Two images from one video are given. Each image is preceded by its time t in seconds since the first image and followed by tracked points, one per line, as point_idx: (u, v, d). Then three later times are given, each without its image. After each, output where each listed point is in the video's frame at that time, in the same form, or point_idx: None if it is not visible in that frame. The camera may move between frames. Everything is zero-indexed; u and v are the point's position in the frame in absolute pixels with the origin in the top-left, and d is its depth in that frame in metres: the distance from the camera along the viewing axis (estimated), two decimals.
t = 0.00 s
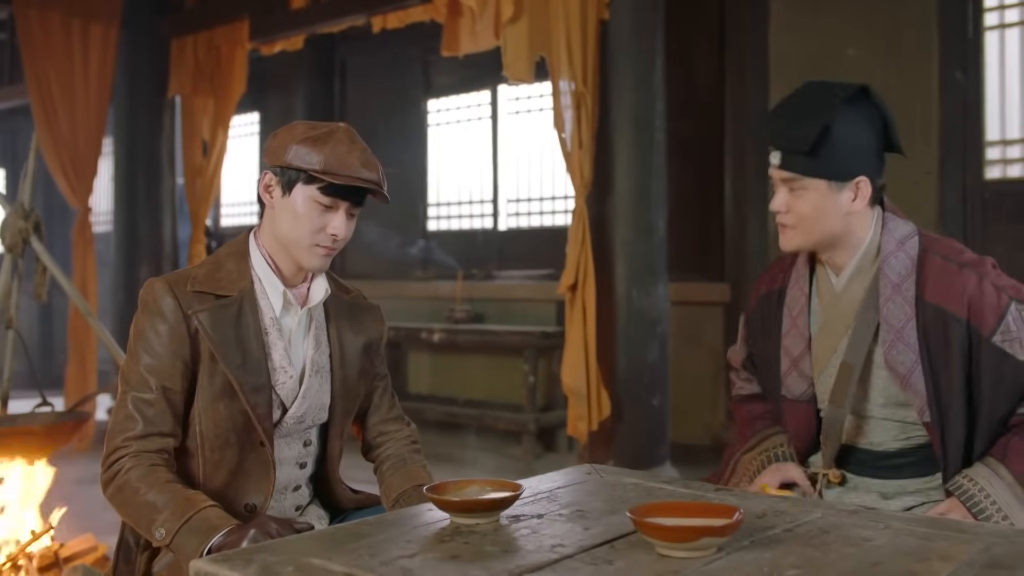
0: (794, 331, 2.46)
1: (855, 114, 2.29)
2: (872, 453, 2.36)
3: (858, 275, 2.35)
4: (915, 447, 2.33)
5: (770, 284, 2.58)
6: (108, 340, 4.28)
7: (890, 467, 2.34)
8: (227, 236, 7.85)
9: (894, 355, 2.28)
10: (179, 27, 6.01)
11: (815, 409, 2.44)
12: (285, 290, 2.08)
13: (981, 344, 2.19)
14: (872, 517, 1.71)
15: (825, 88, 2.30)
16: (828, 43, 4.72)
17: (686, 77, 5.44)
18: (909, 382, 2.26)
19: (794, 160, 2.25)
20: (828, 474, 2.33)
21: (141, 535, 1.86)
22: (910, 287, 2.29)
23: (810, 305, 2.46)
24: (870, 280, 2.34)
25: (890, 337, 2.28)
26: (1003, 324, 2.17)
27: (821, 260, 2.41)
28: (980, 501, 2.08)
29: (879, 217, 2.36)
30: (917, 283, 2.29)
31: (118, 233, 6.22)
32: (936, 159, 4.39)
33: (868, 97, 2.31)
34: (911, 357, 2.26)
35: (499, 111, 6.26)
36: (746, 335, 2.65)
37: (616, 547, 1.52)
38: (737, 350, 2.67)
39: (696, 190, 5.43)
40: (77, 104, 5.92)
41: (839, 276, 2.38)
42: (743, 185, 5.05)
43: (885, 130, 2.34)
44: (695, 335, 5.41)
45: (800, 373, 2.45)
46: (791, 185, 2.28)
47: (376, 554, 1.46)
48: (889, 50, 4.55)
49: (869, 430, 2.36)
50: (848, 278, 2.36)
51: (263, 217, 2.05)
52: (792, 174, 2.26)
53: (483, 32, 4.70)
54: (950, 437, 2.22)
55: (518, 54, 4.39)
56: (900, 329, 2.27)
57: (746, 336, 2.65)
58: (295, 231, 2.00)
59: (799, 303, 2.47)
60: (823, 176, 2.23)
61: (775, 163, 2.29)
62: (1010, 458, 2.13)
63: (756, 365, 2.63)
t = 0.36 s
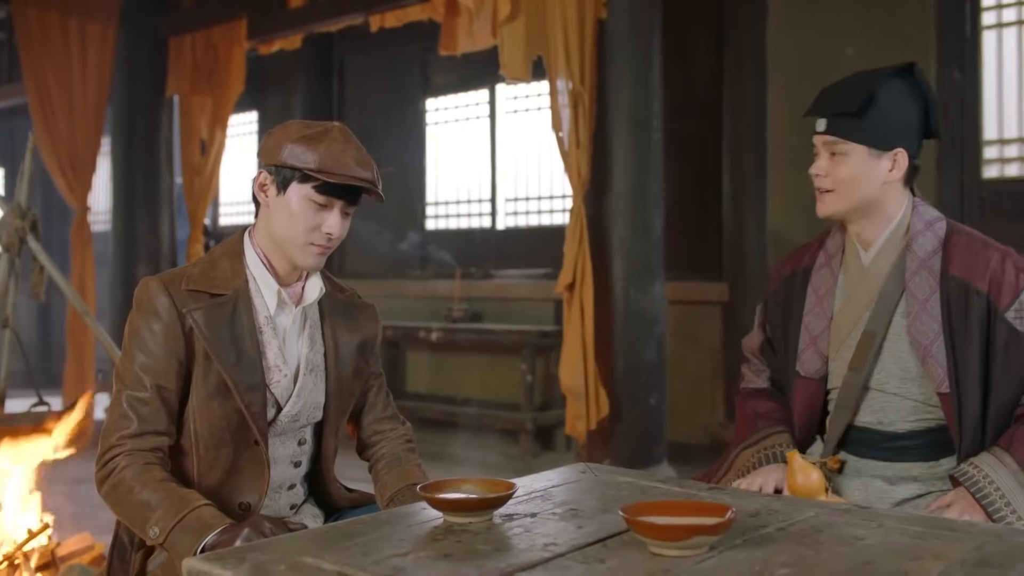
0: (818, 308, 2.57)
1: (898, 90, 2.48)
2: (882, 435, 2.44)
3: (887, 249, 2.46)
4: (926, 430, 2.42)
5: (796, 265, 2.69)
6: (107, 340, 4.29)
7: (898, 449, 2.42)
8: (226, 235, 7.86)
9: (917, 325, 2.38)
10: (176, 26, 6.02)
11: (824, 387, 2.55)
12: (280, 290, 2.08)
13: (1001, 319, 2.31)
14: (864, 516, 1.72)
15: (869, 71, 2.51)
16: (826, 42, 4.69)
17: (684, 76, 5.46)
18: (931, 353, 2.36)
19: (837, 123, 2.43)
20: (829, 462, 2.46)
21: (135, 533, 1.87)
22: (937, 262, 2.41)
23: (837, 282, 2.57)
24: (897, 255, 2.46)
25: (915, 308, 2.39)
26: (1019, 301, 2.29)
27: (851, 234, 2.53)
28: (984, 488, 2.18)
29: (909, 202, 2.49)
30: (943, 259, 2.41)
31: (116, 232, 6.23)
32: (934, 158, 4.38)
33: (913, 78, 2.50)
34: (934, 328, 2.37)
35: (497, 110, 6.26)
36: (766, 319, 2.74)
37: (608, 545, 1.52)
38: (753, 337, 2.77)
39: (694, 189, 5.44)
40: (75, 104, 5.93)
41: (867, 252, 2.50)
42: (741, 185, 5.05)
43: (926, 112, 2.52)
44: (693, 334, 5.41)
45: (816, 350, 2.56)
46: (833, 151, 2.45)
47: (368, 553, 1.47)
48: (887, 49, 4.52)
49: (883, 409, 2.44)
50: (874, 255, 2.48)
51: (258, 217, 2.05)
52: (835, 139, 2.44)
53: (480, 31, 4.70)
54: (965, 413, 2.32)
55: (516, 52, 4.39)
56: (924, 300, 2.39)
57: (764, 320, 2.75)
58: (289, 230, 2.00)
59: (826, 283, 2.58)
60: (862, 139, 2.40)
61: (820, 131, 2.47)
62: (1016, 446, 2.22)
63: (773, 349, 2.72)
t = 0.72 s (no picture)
0: (847, 301, 2.61)
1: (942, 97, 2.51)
2: (901, 426, 2.44)
3: (921, 249, 2.48)
4: (945, 428, 2.41)
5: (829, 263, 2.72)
6: (104, 340, 4.28)
7: (914, 442, 2.42)
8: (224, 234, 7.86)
9: (943, 322, 2.39)
10: (174, 25, 6.03)
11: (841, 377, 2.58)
12: (274, 288, 2.08)
13: (1018, 321, 2.27)
14: (859, 515, 1.72)
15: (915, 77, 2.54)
16: (824, 39, 4.74)
17: (681, 76, 5.45)
18: (952, 348, 2.37)
19: (882, 123, 2.46)
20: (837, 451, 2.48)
21: (130, 531, 1.87)
22: (968, 263, 2.41)
23: (868, 279, 2.60)
24: (931, 257, 2.47)
25: (942, 304, 2.41)
26: None
27: (888, 233, 2.55)
28: (977, 496, 2.13)
29: (947, 210, 2.50)
30: (976, 260, 2.40)
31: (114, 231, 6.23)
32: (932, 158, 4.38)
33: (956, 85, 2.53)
34: (958, 325, 2.37)
35: (495, 109, 6.25)
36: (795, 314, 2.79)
37: (602, 545, 1.52)
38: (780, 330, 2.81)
39: (691, 188, 5.44)
40: (74, 103, 5.93)
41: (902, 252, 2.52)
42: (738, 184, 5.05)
43: (967, 120, 2.55)
44: (691, 334, 5.41)
45: (839, 341, 2.59)
46: (877, 152, 2.47)
47: (362, 551, 1.47)
48: (885, 48, 4.57)
49: (904, 400, 2.44)
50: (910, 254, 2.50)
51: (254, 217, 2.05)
52: (881, 140, 2.46)
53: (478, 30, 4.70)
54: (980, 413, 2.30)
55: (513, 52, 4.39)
56: (951, 297, 2.39)
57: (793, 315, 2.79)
58: (285, 230, 2.00)
59: (858, 279, 2.62)
60: (906, 139, 2.42)
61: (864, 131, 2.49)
62: (1010, 455, 2.19)
63: (795, 343, 2.76)
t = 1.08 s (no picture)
0: (882, 296, 2.58)
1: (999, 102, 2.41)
2: (930, 428, 2.38)
3: (968, 256, 2.42)
4: (974, 436, 2.35)
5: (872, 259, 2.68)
6: (103, 340, 4.29)
7: (940, 447, 2.36)
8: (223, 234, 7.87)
9: (984, 331, 2.33)
10: (174, 26, 6.03)
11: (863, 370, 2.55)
12: (272, 289, 2.09)
13: None
14: (854, 515, 1.72)
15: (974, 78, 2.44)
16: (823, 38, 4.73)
17: (680, 76, 5.45)
18: (991, 357, 2.30)
19: (936, 130, 2.36)
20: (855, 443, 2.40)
21: (126, 531, 1.87)
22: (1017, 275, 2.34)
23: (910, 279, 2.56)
24: (977, 263, 2.40)
25: (986, 313, 2.34)
26: None
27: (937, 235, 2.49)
28: (990, 506, 2.09)
29: (1002, 217, 2.44)
30: None
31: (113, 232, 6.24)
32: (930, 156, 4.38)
33: (1015, 89, 2.43)
34: (1000, 336, 2.31)
35: (494, 109, 6.25)
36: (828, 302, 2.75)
37: (596, 544, 1.52)
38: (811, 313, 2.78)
39: (690, 188, 5.44)
40: (73, 103, 5.92)
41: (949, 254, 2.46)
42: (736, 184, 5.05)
43: None
44: (690, 334, 5.41)
45: (868, 334, 2.56)
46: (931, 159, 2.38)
47: (356, 550, 1.47)
48: (884, 48, 4.56)
49: (936, 403, 2.37)
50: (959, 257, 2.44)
51: (261, 219, 2.07)
52: (935, 148, 2.37)
53: (476, 30, 4.71)
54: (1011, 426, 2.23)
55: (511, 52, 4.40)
56: (997, 306, 2.33)
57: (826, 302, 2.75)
58: (304, 223, 2.05)
59: (899, 278, 2.57)
60: (959, 149, 2.34)
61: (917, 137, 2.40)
62: None
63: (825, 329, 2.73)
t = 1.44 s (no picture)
0: (883, 275, 2.60)
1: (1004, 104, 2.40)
2: (936, 428, 2.40)
3: (971, 256, 2.40)
4: (980, 434, 2.38)
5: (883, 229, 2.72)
6: (101, 341, 4.29)
7: (947, 447, 2.39)
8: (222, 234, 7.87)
9: (987, 331, 2.32)
10: (173, 27, 6.04)
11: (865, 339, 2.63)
12: (268, 286, 2.09)
13: None
14: (849, 515, 1.72)
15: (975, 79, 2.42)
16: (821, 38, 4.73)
17: (678, 76, 5.45)
18: (993, 358, 2.30)
19: (943, 137, 2.36)
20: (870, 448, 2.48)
21: (122, 529, 1.87)
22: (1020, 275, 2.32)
23: (912, 262, 2.56)
24: (981, 264, 2.38)
25: (988, 314, 2.33)
26: None
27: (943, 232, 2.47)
28: (995, 505, 2.10)
29: (1007, 217, 2.41)
30: None
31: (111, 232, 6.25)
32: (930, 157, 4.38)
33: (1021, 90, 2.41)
34: (1002, 337, 2.30)
35: (492, 109, 6.26)
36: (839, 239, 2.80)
37: (590, 545, 1.52)
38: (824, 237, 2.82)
39: (688, 189, 5.44)
40: (71, 103, 5.92)
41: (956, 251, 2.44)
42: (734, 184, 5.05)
43: None
44: (688, 334, 5.41)
45: (867, 310, 2.61)
46: (937, 164, 2.37)
47: (351, 550, 1.47)
48: (883, 49, 4.56)
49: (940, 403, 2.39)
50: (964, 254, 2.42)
51: (259, 217, 2.09)
52: (943, 152, 2.36)
53: (475, 30, 4.70)
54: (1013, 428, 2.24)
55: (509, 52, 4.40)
56: (999, 307, 2.31)
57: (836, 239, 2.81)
58: (304, 217, 2.08)
59: (903, 257, 2.58)
60: (971, 157, 2.33)
61: (924, 143, 2.39)
62: None
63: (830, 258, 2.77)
